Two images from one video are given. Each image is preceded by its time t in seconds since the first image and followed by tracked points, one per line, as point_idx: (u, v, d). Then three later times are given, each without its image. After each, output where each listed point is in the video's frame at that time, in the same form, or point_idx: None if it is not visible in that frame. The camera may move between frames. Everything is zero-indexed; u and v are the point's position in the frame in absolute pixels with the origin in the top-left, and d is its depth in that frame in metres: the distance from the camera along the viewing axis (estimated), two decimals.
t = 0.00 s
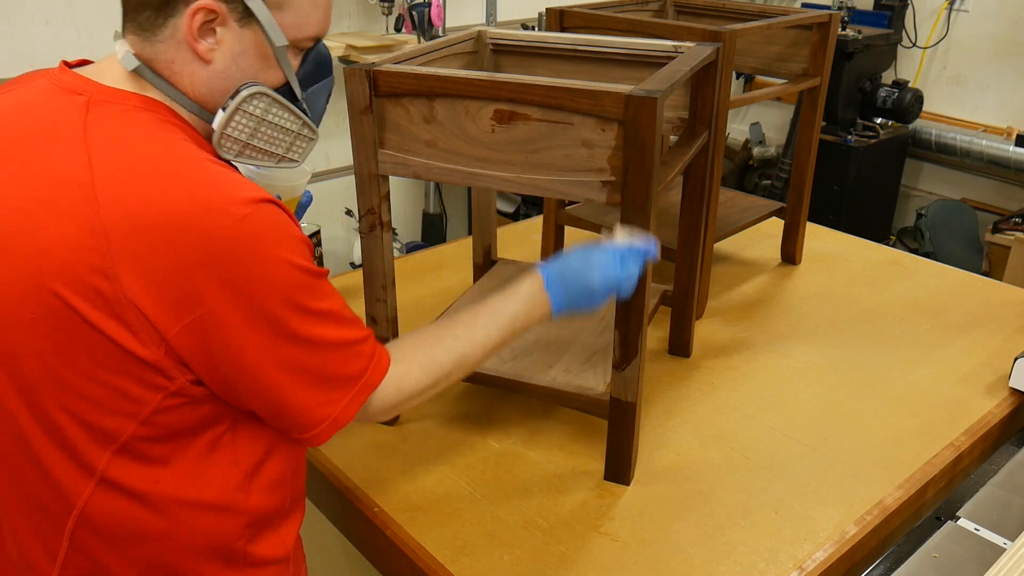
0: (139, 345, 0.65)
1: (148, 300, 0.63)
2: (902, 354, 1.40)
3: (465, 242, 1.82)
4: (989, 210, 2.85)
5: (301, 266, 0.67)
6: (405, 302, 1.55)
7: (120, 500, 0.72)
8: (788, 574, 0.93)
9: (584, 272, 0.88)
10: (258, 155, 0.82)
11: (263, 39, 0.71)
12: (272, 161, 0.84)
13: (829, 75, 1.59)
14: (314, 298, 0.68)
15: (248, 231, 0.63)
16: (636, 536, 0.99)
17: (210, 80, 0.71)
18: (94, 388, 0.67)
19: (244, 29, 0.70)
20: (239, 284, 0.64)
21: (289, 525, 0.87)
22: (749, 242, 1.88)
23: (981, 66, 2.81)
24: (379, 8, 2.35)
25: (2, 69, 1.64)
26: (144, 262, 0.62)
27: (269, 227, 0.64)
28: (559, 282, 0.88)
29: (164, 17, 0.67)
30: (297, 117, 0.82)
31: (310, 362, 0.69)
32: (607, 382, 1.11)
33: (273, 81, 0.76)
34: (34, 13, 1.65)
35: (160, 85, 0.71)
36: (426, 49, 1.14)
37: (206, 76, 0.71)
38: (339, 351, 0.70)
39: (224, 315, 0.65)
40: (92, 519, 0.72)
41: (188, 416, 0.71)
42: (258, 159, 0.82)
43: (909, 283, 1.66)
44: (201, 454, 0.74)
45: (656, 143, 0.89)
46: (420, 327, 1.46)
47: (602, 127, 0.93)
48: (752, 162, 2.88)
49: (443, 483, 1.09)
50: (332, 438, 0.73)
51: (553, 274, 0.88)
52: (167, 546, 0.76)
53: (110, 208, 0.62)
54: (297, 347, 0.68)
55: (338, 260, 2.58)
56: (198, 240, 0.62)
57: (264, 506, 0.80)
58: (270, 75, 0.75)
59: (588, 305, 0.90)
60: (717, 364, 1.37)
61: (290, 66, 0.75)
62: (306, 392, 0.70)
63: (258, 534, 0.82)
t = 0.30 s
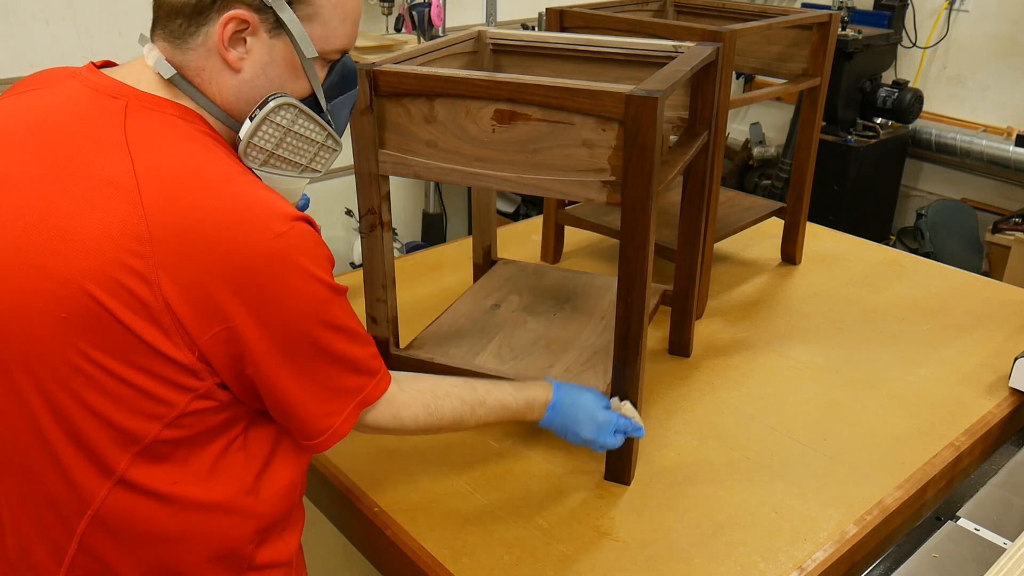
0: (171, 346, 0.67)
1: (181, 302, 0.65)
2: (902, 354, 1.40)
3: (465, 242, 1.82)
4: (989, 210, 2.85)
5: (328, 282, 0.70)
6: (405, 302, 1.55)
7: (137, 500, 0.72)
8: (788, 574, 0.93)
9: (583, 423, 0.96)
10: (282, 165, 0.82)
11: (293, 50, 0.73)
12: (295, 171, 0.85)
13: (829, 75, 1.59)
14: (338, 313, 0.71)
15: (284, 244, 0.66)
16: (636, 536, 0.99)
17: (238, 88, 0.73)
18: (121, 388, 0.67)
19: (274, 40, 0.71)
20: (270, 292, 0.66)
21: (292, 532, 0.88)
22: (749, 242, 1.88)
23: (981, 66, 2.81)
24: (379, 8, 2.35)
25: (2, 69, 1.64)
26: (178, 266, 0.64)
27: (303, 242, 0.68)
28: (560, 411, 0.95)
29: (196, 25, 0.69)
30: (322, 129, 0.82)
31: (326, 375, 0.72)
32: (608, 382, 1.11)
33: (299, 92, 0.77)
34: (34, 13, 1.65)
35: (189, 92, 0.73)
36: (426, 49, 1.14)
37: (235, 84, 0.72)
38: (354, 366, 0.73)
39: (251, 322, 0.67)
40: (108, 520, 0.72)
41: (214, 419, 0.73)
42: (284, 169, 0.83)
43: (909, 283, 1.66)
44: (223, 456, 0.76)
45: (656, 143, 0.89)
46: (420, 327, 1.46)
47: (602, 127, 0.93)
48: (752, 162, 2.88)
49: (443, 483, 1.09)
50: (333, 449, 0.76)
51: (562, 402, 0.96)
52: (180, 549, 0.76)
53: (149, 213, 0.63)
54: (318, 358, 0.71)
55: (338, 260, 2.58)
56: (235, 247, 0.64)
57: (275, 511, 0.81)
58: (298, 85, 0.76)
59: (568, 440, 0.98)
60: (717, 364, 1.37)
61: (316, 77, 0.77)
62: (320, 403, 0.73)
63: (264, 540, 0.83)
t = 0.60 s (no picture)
0: (177, 345, 0.67)
1: (188, 303, 0.65)
2: (902, 354, 1.40)
3: (465, 242, 1.82)
4: (989, 210, 2.85)
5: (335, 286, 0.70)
6: (406, 302, 1.55)
7: (140, 499, 0.73)
8: (788, 574, 0.93)
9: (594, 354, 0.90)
10: (293, 169, 0.83)
11: (309, 56, 0.73)
12: (305, 176, 0.86)
13: (829, 75, 1.59)
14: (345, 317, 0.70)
15: (292, 246, 0.66)
16: (636, 536, 0.99)
17: (252, 92, 0.73)
18: (126, 387, 0.67)
19: (291, 45, 0.71)
20: (276, 294, 0.66)
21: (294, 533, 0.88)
22: (748, 242, 1.88)
23: (981, 66, 2.81)
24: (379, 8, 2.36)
25: (2, 70, 1.64)
26: (184, 266, 0.64)
27: (311, 245, 0.67)
28: (565, 357, 0.89)
29: (214, 28, 0.69)
30: (334, 135, 0.83)
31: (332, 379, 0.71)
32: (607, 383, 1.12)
33: (313, 98, 0.77)
34: (34, 13, 1.65)
35: (203, 94, 0.73)
36: (426, 49, 1.14)
37: (250, 88, 0.72)
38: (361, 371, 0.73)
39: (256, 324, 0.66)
40: (111, 518, 0.72)
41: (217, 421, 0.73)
42: (294, 174, 0.84)
43: (909, 283, 1.66)
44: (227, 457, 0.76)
45: (656, 143, 0.89)
46: (420, 327, 1.46)
47: (602, 127, 0.93)
48: (752, 162, 2.88)
49: (443, 483, 1.09)
50: (337, 455, 0.75)
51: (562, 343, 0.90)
52: (182, 549, 0.76)
53: (157, 214, 0.64)
54: (325, 362, 0.70)
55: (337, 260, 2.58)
56: (243, 249, 0.64)
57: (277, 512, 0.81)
58: (311, 91, 0.76)
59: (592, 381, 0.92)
60: (717, 364, 1.37)
61: (329, 83, 0.77)
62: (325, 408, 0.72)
63: (266, 543, 0.83)
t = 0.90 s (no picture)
0: (172, 339, 0.67)
1: (183, 297, 0.65)
2: (902, 354, 1.40)
3: (465, 242, 1.82)
4: (989, 210, 2.85)
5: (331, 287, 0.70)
6: (406, 302, 1.55)
7: (135, 493, 0.73)
8: (788, 574, 0.93)
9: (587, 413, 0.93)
10: (291, 161, 0.84)
11: (304, 49, 0.73)
12: (302, 168, 0.86)
13: (829, 75, 1.59)
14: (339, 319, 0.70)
15: (287, 244, 0.66)
16: (636, 537, 0.99)
17: (248, 86, 0.73)
18: (122, 379, 0.68)
19: (287, 37, 0.72)
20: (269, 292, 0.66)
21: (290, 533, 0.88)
22: (749, 242, 1.88)
23: (981, 66, 2.81)
24: (379, 8, 2.36)
25: (3, 70, 1.64)
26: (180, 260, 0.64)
27: (304, 245, 0.67)
28: (560, 393, 0.90)
29: (209, 22, 0.69)
30: (331, 126, 0.83)
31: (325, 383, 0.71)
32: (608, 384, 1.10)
33: (308, 90, 0.78)
34: (34, 13, 1.65)
35: (200, 89, 0.73)
36: (426, 49, 1.14)
37: (246, 81, 0.73)
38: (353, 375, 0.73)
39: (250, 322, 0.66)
40: (107, 512, 0.73)
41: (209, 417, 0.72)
42: (291, 165, 0.84)
43: (909, 283, 1.66)
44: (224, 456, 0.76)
45: (656, 143, 0.89)
46: (420, 327, 1.46)
47: (602, 127, 0.93)
48: (752, 162, 2.88)
49: (443, 483, 1.09)
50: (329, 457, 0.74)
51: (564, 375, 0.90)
52: (176, 546, 0.76)
53: (148, 207, 0.64)
54: (317, 361, 0.70)
55: (338, 260, 2.58)
56: (237, 246, 0.64)
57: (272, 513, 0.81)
58: (306, 83, 0.76)
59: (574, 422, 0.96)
60: (717, 364, 1.37)
61: (324, 75, 0.77)
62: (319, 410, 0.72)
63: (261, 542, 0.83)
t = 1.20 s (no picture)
0: (141, 320, 0.66)
1: (151, 275, 0.64)
2: (902, 354, 1.40)
3: (466, 242, 1.82)
4: (989, 210, 2.85)
5: (312, 247, 0.68)
6: (406, 302, 1.55)
7: (114, 476, 0.73)
8: (788, 574, 0.93)
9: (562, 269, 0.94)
10: (253, 133, 0.84)
11: (264, 21, 0.74)
12: (265, 142, 0.87)
13: (829, 75, 1.59)
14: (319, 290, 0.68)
15: (251, 212, 0.65)
16: (636, 536, 0.99)
17: (209, 60, 0.74)
18: (89, 358, 0.68)
19: (245, 10, 0.72)
20: (241, 267, 0.64)
21: (282, 516, 0.88)
22: (749, 242, 1.88)
23: (981, 66, 2.81)
24: (379, 8, 2.36)
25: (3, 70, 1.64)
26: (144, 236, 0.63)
27: (271, 211, 0.66)
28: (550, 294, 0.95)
29: None
30: (292, 99, 0.85)
31: (311, 363, 0.68)
32: (608, 383, 1.11)
33: (270, 64, 0.78)
34: (34, 13, 1.65)
35: (160, 66, 0.73)
36: (426, 49, 1.14)
37: (206, 55, 0.73)
38: (345, 353, 0.69)
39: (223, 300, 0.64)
40: (87, 496, 0.73)
41: (182, 393, 0.71)
42: (253, 138, 0.85)
43: (909, 283, 1.66)
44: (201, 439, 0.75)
45: (656, 143, 0.89)
46: (420, 327, 1.46)
47: (602, 127, 0.93)
48: (753, 162, 2.88)
49: (442, 483, 1.09)
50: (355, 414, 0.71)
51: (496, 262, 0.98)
52: (159, 529, 0.76)
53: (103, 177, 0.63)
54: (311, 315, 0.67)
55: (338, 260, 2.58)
56: (200, 217, 0.63)
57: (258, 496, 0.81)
58: (266, 57, 0.77)
59: (590, 283, 0.92)
60: (717, 364, 1.37)
61: (285, 50, 0.78)
62: (307, 394, 0.69)
63: (251, 524, 0.83)
